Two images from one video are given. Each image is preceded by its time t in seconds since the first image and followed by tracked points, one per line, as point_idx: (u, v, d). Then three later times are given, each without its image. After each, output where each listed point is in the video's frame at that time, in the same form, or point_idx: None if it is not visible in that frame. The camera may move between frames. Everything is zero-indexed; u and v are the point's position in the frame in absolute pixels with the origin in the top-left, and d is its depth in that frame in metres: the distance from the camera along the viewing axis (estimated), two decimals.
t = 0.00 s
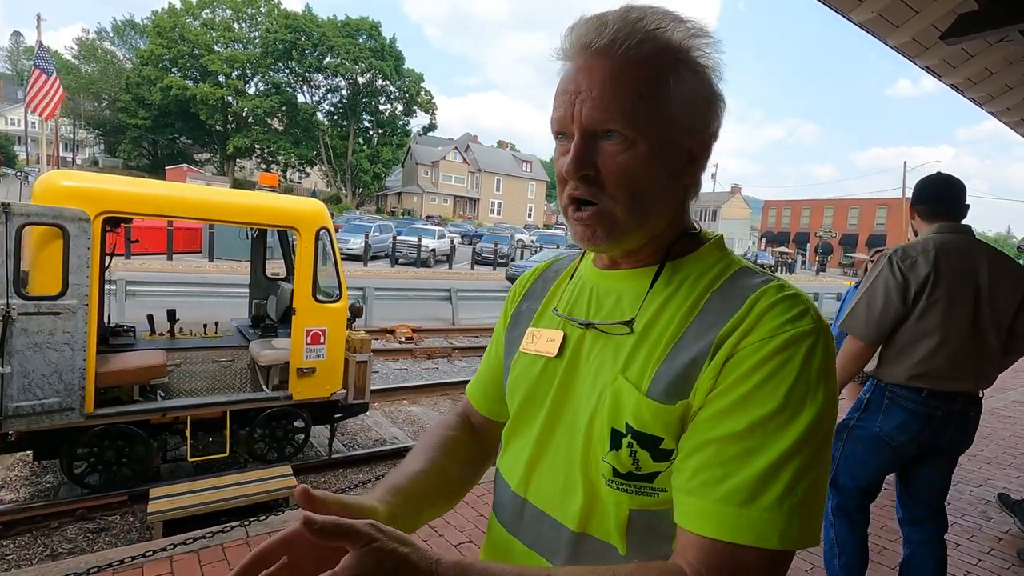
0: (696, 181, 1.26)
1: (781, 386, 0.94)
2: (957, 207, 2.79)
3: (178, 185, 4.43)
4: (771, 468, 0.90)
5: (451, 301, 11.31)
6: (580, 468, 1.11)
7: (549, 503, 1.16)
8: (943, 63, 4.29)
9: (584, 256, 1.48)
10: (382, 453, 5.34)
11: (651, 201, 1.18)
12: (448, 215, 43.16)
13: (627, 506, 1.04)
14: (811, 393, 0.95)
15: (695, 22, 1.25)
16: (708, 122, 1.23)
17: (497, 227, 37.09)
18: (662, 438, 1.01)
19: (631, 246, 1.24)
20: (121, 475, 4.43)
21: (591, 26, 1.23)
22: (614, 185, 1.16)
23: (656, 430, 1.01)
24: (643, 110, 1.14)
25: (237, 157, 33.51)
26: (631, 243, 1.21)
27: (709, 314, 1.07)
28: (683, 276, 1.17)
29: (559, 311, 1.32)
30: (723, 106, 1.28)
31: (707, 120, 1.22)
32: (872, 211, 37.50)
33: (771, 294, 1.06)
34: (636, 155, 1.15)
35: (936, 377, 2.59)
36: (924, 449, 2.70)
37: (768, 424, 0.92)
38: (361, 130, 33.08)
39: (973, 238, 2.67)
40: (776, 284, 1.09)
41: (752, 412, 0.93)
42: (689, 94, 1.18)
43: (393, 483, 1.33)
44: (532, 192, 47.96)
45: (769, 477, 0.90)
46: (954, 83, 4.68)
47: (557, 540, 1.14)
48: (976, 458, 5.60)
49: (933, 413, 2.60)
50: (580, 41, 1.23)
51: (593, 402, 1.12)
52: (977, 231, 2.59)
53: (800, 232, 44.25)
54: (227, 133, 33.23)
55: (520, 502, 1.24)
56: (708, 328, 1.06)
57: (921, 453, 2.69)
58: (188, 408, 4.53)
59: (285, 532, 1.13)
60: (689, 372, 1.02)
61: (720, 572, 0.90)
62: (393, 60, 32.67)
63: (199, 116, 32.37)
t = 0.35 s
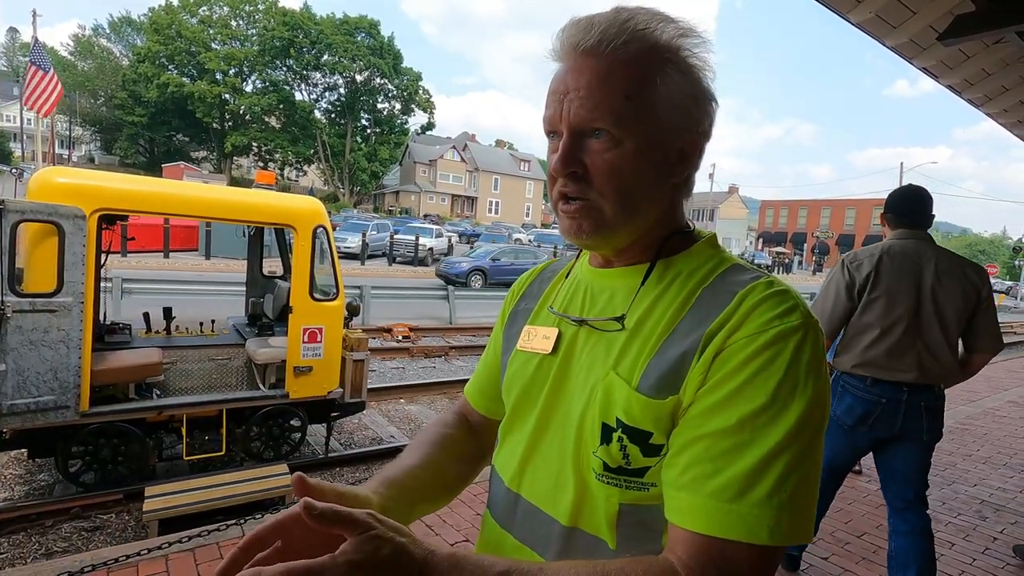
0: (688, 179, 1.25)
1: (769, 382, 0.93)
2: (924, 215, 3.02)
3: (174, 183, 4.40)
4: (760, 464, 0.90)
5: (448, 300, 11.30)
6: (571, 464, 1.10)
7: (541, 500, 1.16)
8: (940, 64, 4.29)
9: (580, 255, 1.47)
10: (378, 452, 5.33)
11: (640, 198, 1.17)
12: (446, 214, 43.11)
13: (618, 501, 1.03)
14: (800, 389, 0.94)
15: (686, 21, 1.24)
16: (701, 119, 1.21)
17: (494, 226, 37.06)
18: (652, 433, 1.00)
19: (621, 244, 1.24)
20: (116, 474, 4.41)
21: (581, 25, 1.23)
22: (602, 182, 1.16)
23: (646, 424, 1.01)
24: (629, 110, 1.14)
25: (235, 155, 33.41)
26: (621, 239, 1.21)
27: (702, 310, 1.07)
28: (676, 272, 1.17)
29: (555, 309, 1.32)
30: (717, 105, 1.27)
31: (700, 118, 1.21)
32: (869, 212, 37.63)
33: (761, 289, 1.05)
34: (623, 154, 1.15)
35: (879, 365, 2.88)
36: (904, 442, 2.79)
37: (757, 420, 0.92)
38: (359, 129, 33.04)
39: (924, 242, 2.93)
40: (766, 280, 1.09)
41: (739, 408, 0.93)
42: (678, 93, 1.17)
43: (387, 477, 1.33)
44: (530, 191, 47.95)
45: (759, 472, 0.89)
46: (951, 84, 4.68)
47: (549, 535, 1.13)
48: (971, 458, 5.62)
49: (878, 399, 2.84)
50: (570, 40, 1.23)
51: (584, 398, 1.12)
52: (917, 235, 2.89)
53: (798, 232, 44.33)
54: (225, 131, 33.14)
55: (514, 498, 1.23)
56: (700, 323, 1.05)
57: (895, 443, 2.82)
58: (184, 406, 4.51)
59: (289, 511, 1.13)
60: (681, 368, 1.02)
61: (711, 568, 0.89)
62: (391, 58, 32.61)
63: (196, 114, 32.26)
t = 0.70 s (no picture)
0: (686, 188, 1.24)
1: (796, 391, 0.94)
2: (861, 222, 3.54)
3: (172, 180, 4.40)
4: (807, 476, 0.90)
5: (447, 299, 11.30)
6: (578, 466, 1.09)
7: (544, 502, 1.15)
8: (940, 65, 4.29)
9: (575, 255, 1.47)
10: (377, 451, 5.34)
11: (631, 208, 1.17)
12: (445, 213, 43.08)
13: (630, 503, 1.02)
14: (825, 395, 0.96)
15: (696, 29, 1.21)
16: (706, 131, 1.19)
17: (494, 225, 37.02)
18: (668, 437, 0.99)
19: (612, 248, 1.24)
20: (115, 472, 4.40)
21: (585, 27, 1.23)
22: (589, 191, 1.17)
23: (662, 427, 1.00)
24: (620, 122, 1.13)
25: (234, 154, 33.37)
26: (610, 244, 1.22)
27: (713, 313, 1.07)
28: (678, 273, 1.17)
29: (553, 309, 1.32)
30: (726, 114, 1.25)
31: (704, 126, 1.19)
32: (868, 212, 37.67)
33: (770, 292, 1.07)
34: (612, 165, 1.15)
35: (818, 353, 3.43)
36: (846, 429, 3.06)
37: (795, 432, 0.92)
38: (358, 128, 33.01)
39: (859, 245, 3.45)
40: (772, 282, 1.10)
41: (778, 422, 0.93)
42: (675, 105, 1.15)
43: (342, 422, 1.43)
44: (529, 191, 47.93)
45: (807, 485, 0.90)
46: (950, 85, 4.68)
47: (554, 537, 1.12)
48: (969, 458, 5.63)
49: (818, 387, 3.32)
50: (574, 43, 1.22)
51: (590, 402, 1.11)
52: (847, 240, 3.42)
53: (796, 232, 44.34)
54: (224, 129, 33.11)
55: (516, 501, 1.22)
56: (713, 327, 1.05)
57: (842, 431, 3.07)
58: (183, 404, 4.51)
59: (254, 443, 1.29)
60: (697, 372, 1.01)
61: None
62: (391, 57, 32.58)
63: (195, 112, 32.21)
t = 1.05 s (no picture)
0: (693, 184, 1.25)
1: (830, 394, 0.95)
2: (832, 218, 4.03)
3: (172, 180, 4.40)
4: (851, 477, 0.92)
5: (448, 299, 11.30)
6: (595, 471, 1.09)
7: (559, 510, 1.14)
8: (941, 62, 4.28)
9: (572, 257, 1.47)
10: (379, 451, 5.34)
11: (647, 207, 1.17)
12: (445, 212, 43.04)
13: (653, 507, 1.01)
14: (855, 395, 0.97)
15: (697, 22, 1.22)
16: (709, 125, 1.21)
17: (494, 224, 36.98)
18: (691, 440, 1.00)
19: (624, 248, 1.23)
20: (117, 472, 4.40)
21: (589, 27, 1.21)
22: (609, 193, 1.15)
23: (685, 429, 1.00)
24: (639, 120, 1.13)
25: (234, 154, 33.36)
26: (623, 246, 1.21)
27: (729, 315, 1.07)
28: (684, 274, 1.17)
29: (555, 312, 1.31)
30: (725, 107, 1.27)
31: (710, 121, 1.20)
32: (869, 210, 37.60)
33: (787, 293, 1.07)
34: (632, 165, 1.14)
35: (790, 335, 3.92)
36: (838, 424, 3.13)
37: (836, 435, 0.93)
38: (359, 127, 33.01)
39: (824, 240, 3.99)
40: (783, 282, 1.10)
41: (819, 427, 0.93)
42: (688, 102, 1.16)
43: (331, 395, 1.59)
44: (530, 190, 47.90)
45: (855, 485, 0.92)
46: (952, 82, 4.67)
47: (570, 544, 1.11)
48: (971, 456, 5.62)
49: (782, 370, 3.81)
50: (578, 43, 1.20)
51: (605, 407, 1.11)
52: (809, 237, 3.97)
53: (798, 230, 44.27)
54: (224, 129, 33.11)
55: (526, 508, 1.21)
56: (731, 331, 1.05)
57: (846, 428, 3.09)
58: (184, 405, 4.50)
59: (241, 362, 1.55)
60: (720, 377, 1.01)
61: None
62: (391, 56, 32.57)
63: (195, 112, 32.21)
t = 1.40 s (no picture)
0: (700, 177, 1.24)
1: (827, 388, 0.95)
2: (836, 226, 4.02)
3: (172, 175, 4.39)
4: (839, 471, 0.91)
5: (448, 295, 11.28)
6: (597, 463, 1.09)
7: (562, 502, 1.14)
8: (942, 61, 4.27)
9: (581, 252, 1.46)
10: (377, 447, 5.34)
11: (651, 195, 1.17)
12: (444, 209, 43.00)
13: (653, 501, 1.01)
14: (853, 391, 0.97)
15: (712, 16, 1.21)
16: (718, 120, 1.20)
17: (494, 221, 36.92)
18: (694, 435, 1.00)
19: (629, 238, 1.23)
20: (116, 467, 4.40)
21: (605, 13, 1.20)
22: (613, 178, 1.15)
23: (687, 425, 1.00)
24: (646, 107, 1.13)
25: (233, 149, 33.29)
26: (627, 235, 1.21)
27: (735, 309, 1.07)
28: (692, 269, 1.17)
29: (563, 306, 1.31)
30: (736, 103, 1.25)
31: (719, 115, 1.20)
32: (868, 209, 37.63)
33: (791, 288, 1.06)
34: (636, 151, 1.14)
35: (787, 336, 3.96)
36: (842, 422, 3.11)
37: (827, 428, 0.93)
38: (358, 123, 32.93)
39: (830, 248, 3.98)
40: (788, 279, 1.10)
41: (812, 419, 0.94)
42: (697, 92, 1.15)
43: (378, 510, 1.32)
44: (529, 187, 47.85)
45: (843, 478, 0.91)
46: (953, 81, 4.66)
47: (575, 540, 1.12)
48: (969, 455, 5.63)
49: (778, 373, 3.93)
50: (592, 29, 1.20)
51: (609, 401, 1.11)
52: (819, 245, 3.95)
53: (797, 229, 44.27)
54: (224, 124, 33.02)
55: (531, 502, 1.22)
56: (737, 326, 1.04)
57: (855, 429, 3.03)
58: (184, 400, 4.51)
59: None
60: (723, 372, 1.01)
61: None
62: (391, 52, 32.48)
63: (195, 107, 32.12)
